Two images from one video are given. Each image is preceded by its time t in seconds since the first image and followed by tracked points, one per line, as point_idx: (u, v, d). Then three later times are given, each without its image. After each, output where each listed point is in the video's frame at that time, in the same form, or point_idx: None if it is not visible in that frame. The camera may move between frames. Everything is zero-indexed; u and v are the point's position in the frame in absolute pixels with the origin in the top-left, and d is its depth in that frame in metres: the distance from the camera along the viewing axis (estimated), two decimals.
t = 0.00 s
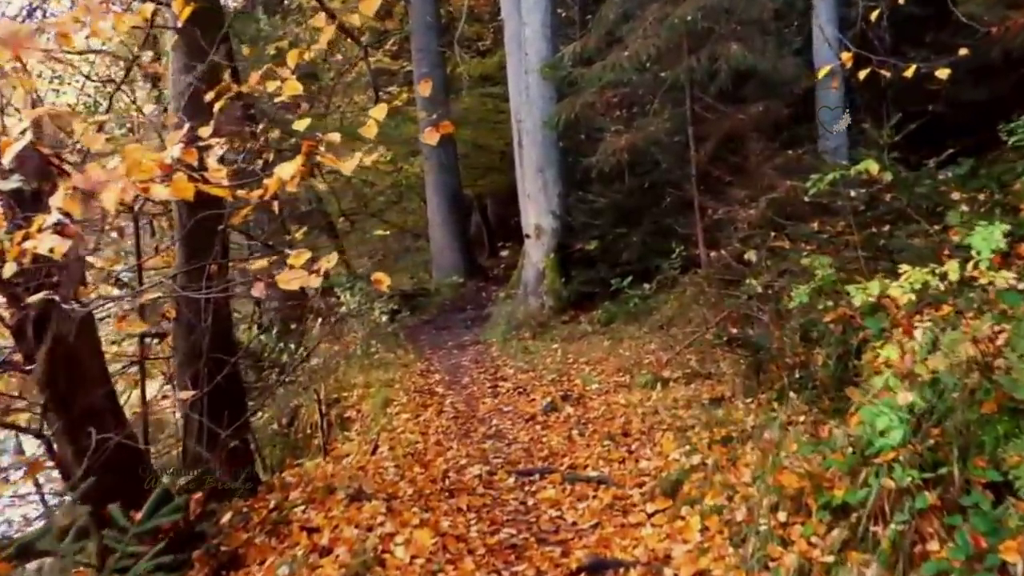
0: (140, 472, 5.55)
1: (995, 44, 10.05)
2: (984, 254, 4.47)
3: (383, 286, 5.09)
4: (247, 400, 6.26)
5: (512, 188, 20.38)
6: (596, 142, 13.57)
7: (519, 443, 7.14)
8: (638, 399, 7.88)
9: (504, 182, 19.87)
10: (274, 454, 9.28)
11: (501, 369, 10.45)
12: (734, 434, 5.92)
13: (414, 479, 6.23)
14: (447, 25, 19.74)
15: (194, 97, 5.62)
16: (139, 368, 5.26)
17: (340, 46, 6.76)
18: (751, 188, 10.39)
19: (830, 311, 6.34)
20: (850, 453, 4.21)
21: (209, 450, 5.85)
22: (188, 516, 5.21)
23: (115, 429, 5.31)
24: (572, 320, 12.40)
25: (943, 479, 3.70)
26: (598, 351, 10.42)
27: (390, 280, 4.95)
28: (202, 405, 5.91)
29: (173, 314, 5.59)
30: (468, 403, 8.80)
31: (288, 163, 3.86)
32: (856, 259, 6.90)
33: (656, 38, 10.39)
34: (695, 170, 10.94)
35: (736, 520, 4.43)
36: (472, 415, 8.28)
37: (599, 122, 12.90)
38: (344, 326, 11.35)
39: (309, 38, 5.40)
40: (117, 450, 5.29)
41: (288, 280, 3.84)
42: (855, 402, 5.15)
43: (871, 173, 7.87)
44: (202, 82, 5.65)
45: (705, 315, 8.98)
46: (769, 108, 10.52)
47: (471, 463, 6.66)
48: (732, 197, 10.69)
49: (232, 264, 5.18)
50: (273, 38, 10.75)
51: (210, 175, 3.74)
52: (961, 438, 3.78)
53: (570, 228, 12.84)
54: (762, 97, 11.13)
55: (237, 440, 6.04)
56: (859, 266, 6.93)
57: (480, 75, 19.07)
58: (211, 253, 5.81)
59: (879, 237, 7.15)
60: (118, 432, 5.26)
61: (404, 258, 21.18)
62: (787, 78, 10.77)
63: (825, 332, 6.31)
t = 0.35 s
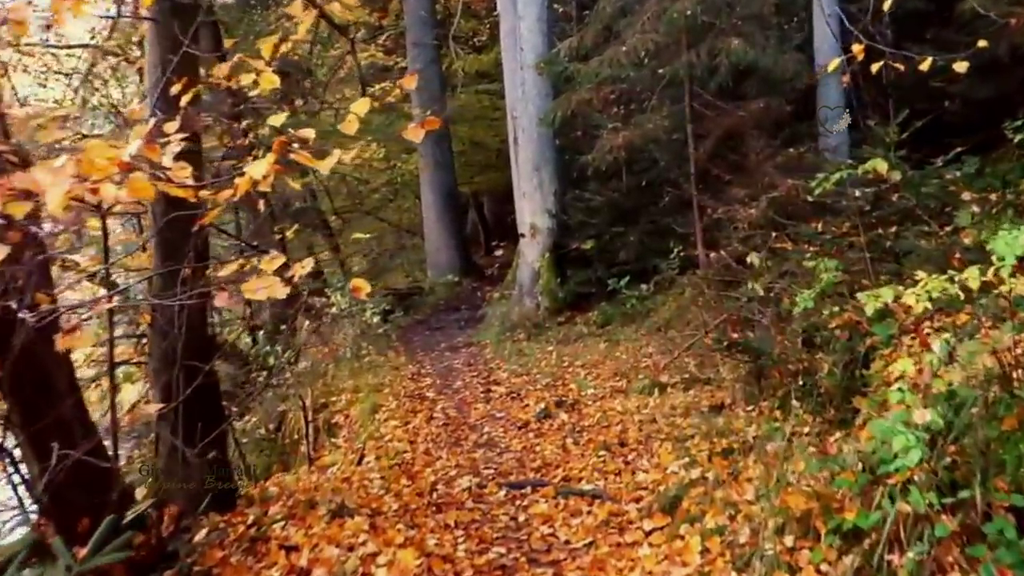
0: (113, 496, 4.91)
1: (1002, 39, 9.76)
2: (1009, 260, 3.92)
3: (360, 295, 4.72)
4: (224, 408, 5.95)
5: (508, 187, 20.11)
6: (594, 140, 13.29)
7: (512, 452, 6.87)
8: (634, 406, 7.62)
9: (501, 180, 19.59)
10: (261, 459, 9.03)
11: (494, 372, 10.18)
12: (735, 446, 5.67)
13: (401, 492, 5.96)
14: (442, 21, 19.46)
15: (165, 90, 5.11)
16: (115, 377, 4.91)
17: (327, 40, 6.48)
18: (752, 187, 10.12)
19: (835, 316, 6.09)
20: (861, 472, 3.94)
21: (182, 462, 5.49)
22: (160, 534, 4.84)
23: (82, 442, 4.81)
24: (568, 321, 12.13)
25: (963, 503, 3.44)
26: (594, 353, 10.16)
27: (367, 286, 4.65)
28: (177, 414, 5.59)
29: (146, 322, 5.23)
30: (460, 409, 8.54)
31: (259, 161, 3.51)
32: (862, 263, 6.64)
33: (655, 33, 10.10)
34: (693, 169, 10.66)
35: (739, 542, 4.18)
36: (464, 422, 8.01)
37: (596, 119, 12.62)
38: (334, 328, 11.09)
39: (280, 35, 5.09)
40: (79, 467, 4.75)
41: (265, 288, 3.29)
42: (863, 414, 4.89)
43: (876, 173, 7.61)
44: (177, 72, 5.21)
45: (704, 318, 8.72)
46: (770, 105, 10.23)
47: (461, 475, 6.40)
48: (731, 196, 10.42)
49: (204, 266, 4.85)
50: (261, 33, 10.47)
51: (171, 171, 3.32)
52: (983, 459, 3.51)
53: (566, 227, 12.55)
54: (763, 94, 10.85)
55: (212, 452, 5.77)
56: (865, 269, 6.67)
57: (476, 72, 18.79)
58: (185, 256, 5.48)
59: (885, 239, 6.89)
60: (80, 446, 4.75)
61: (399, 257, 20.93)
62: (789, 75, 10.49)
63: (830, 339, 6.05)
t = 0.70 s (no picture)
0: (67, 524, 4.48)
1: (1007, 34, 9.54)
2: None
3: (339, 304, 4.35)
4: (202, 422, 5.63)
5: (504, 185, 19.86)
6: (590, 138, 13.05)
7: (504, 462, 6.64)
8: (631, 412, 7.39)
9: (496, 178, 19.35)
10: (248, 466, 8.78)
11: (488, 376, 9.95)
12: (736, 457, 5.45)
13: (388, 506, 5.72)
14: (438, 18, 19.24)
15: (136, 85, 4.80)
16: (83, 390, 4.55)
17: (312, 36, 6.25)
18: (751, 186, 9.89)
19: (839, 321, 5.87)
20: (872, 490, 3.72)
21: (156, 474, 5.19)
22: (132, 552, 4.67)
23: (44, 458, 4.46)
24: (564, 323, 11.91)
25: (983, 528, 3.23)
26: (590, 356, 9.92)
27: (346, 294, 4.32)
28: (152, 426, 5.25)
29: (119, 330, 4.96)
30: (452, 415, 8.32)
31: (228, 161, 3.22)
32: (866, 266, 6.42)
33: (653, 28, 9.86)
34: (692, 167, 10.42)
35: (743, 565, 3.95)
36: (456, 429, 7.79)
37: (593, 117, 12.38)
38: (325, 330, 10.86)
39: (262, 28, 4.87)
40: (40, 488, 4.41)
41: (237, 296, 3.01)
42: (870, 425, 4.67)
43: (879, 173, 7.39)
44: (149, 65, 4.92)
45: (703, 322, 8.50)
46: (770, 102, 9.99)
47: (452, 486, 6.19)
48: (731, 195, 10.19)
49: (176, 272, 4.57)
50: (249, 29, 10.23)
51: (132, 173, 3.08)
52: (1003, 481, 3.30)
53: (562, 227, 12.31)
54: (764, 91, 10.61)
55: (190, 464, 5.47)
56: (870, 272, 6.44)
57: (473, 70, 18.59)
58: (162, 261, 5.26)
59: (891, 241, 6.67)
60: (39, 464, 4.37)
61: (394, 256, 20.70)
62: (789, 72, 10.26)
63: (834, 345, 5.83)
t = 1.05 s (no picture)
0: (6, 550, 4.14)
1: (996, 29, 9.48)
2: None
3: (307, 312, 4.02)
4: (172, 437, 5.47)
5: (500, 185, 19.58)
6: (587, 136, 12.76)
7: (497, 474, 6.37)
8: (629, 420, 7.10)
9: (493, 178, 19.06)
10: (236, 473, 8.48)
11: (482, 381, 9.67)
12: (740, 470, 5.17)
13: (373, 526, 5.45)
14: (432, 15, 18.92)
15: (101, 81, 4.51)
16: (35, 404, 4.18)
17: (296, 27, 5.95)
18: (752, 186, 9.60)
19: (848, 327, 5.60)
20: (890, 513, 3.43)
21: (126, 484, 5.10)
22: None
23: None
24: (560, 326, 11.65)
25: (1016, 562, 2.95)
26: (587, 361, 9.65)
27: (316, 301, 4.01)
28: (116, 440, 5.07)
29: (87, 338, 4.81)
30: (443, 422, 8.04)
31: (184, 155, 2.94)
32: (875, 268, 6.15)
33: (650, 23, 9.54)
34: (691, 167, 10.13)
35: None
36: (447, 438, 7.50)
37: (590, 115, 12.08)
38: (314, 334, 10.56)
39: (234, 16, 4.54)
40: None
41: (192, 304, 2.72)
42: (883, 438, 4.37)
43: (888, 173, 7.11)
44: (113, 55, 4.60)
45: (704, 325, 8.24)
46: (771, 99, 9.68)
47: (441, 501, 5.91)
48: (730, 196, 9.91)
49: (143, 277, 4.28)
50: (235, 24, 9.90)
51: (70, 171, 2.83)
52: None
53: (558, 227, 12.03)
54: (765, 88, 10.31)
55: (161, 479, 5.34)
56: (878, 274, 6.15)
57: (468, 68, 18.27)
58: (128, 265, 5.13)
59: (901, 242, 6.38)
60: None
61: (390, 257, 20.41)
62: (791, 68, 9.96)
63: (842, 352, 5.56)
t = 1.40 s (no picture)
0: None
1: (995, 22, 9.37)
2: None
3: (282, 320, 3.26)
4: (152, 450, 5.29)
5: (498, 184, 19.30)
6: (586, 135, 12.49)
7: (492, 485, 6.13)
8: (630, 428, 6.85)
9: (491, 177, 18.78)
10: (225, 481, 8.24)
11: (478, 385, 9.42)
12: (747, 483, 4.93)
13: (362, 542, 5.21)
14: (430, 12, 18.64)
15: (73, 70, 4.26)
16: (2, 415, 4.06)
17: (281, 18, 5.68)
18: (755, 185, 9.35)
19: (860, 332, 5.36)
20: (915, 538, 3.19)
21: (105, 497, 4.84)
22: None
23: None
24: (558, 328, 11.41)
25: None
26: (586, 364, 9.40)
27: (291, 307, 3.26)
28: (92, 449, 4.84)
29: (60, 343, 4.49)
30: (438, 429, 7.79)
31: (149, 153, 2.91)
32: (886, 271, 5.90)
33: (650, 18, 9.28)
34: (692, 166, 9.88)
35: None
36: (441, 445, 7.25)
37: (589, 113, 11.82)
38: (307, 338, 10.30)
39: (212, 4, 4.28)
40: None
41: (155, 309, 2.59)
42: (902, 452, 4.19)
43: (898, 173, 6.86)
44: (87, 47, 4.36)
45: (706, 329, 7.99)
46: (774, 95, 9.40)
47: (434, 514, 5.66)
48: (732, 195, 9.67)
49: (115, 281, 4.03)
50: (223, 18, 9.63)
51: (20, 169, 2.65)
52: None
53: (557, 227, 11.79)
54: (768, 84, 10.05)
55: (138, 493, 5.21)
56: (889, 277, 5.90)
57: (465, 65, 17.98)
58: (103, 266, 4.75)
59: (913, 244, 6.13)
60: None
61: (388, 257, 20.17)
62: (795, 64, 9.70)
63: (853, 359, 5.30)
